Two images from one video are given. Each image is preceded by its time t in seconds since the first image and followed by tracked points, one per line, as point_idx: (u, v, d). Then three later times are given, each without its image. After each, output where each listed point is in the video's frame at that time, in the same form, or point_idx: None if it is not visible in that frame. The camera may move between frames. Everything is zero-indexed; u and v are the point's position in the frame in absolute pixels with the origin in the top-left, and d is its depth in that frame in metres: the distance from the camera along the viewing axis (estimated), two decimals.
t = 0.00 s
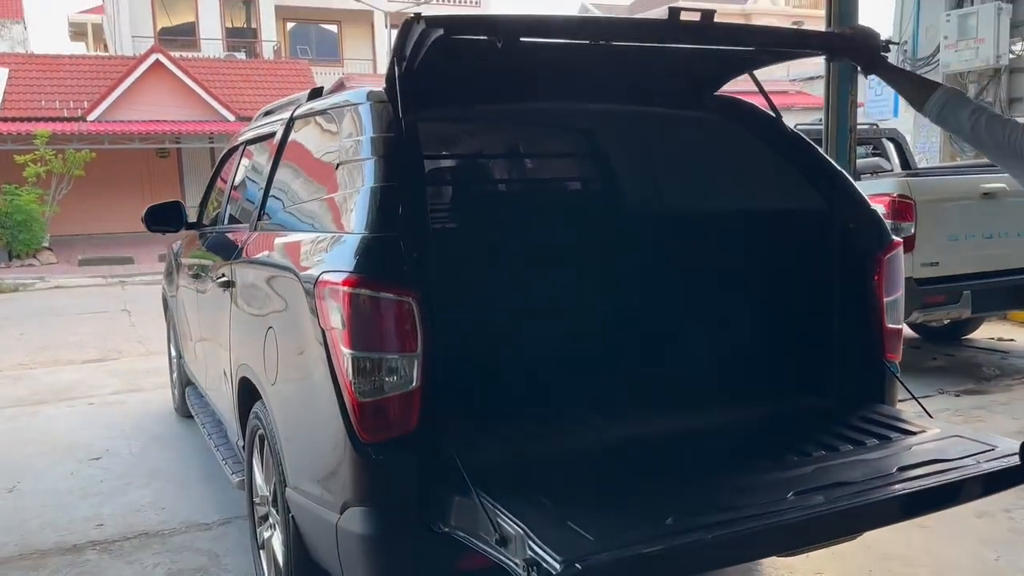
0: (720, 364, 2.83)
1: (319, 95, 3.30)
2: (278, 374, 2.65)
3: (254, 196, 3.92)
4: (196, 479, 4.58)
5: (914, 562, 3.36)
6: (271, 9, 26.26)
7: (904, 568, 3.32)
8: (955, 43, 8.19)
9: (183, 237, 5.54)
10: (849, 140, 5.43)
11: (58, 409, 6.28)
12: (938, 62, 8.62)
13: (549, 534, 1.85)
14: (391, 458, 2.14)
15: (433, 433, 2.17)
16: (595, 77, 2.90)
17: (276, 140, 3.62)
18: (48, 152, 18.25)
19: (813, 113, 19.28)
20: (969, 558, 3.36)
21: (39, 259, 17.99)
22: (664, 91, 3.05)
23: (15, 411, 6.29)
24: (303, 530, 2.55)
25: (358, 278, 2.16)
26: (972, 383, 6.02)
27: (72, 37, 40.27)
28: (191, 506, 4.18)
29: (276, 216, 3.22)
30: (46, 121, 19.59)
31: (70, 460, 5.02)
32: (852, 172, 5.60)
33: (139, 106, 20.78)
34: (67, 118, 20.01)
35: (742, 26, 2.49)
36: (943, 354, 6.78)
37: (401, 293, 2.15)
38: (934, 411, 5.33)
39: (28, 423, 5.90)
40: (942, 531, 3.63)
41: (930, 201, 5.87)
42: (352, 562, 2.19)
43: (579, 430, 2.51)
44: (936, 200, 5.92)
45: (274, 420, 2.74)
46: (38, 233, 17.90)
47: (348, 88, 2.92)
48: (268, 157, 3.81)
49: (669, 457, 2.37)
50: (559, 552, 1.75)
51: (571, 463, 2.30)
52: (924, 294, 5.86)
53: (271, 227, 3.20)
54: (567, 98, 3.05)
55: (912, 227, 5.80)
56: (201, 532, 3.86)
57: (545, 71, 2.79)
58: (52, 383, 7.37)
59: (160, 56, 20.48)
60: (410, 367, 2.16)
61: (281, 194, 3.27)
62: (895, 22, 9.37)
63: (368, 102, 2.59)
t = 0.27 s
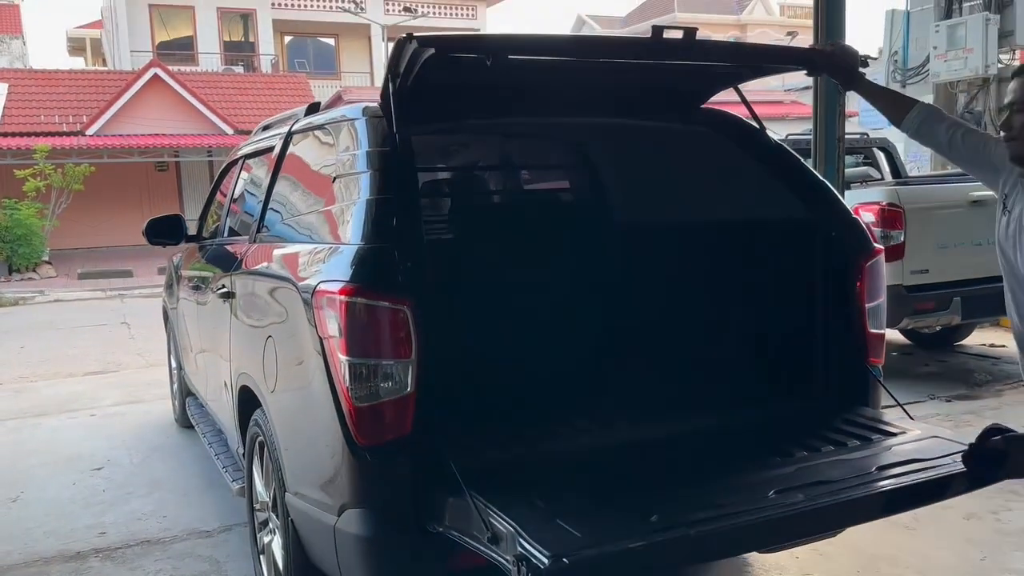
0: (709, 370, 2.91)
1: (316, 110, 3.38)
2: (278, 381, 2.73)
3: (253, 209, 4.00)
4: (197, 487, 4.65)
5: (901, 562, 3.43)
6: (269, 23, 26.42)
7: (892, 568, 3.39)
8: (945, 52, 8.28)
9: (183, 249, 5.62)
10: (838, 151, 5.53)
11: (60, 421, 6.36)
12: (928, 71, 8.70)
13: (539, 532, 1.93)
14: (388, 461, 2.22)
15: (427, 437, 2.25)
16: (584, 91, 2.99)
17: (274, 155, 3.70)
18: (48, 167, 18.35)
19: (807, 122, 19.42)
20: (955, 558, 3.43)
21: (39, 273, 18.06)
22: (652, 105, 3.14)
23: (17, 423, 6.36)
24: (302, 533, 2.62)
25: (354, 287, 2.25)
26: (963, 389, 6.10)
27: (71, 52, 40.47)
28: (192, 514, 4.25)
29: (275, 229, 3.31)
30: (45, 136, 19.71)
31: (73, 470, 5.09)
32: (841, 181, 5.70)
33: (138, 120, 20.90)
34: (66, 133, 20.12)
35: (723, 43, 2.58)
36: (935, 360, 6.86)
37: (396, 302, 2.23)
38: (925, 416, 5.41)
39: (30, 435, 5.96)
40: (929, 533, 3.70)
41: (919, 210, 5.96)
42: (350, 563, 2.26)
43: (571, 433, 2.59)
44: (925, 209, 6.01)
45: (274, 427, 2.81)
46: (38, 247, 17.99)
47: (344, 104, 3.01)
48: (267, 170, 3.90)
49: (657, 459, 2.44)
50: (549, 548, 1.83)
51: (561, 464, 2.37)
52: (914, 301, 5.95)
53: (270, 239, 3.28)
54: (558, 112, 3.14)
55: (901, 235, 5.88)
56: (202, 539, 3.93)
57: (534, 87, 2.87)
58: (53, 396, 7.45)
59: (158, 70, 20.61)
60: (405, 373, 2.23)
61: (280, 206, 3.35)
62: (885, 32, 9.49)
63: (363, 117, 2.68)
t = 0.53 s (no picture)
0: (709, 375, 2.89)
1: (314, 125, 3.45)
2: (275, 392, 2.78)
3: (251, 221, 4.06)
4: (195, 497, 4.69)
5: (891, 566, 3.48)
6: (265, 35, 26.53)
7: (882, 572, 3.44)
8: (934, 62, 8.38)
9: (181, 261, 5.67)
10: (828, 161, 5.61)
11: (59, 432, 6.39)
12: (918, 81, 8.78)
13: (533, 536, 1.98)
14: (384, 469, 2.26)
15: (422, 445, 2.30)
16: (576, 105, 3.06)
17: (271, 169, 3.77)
18: (45, 178, 18.39)
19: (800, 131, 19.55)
20: (944, 562, 3.49)
21: (35, 284, 18.06)
22: (643, 118, 3.21)
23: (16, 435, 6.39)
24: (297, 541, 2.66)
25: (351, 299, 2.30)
26: (955, 395, 6.16)
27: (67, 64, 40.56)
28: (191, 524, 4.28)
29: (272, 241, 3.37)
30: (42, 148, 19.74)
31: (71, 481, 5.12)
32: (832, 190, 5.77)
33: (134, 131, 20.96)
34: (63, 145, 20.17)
35: (710, 58, 2.64)
36: (927, 367, 6.92)
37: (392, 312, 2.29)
38: (917, 422, 5.46)
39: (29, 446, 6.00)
40: (919, 537, 3.75)
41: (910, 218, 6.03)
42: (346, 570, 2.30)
43: (564, 441, 2.64)
44: (915, 217, 6.09)
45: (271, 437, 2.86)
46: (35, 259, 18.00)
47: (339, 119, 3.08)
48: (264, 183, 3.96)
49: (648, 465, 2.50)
50: (541, 551, 1.88)
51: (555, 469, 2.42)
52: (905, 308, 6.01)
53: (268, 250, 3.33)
54: (550, 125, 3.21)
55: (891, 243, 5.97)
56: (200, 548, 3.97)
57: (526, 101, 2.94)
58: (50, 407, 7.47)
59: (155, 82, 20.68)
60: (401, 382, 2.30)
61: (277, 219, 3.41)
62: (875, 42, 9.60)
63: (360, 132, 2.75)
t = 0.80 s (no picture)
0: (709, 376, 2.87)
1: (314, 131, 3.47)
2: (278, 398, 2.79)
3: (251, 229, 4.07)
4: (196, 505, 4.70)
5: (891, 570, 3.50)
6: (259, 42, 26.55)
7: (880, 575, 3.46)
8: (928, 67, 8.42)
9: (179, 268, 5.68)
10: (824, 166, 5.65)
11: (57, 440, 6.39)
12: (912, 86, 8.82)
13: (536, 541, 2.00)
14: (389, 474, 2.28)
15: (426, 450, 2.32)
16: (575, 113, 3.08)
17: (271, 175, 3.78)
18: (40, 186, 18.38)
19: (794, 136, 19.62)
20: (942, 565, 3.51)
21: (30, 292, 18.04)
22: (641, 125, 3.23)
23: (14, 444, 6.39)
24: (301, 545, 2.68)
25: (354, 305, 2.32)
26: (950, 398, 6.19)
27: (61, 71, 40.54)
28: (192, 531, 4.29)
29: (273, 248, 3.38)
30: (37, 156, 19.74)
31: (71, 489, 5.13)
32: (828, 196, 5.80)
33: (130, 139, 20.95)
34: (58, 153, 20.16)
35: (707, 67, 2.67)
36: (923, 371, 6.96)
37: (394, 319, 2.30)
38: (913, 425, 5.50)
39: (27, 455, 6.00)
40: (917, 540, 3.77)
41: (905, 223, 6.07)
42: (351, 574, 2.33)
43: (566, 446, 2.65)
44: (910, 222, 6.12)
45: (275, 443, 2.87)
46: (30, 267, 17.99)
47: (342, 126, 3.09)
48: (264, 190, 3.97)
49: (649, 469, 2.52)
50: (546, 555, 1.91)
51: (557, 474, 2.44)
52: (901, 312, 6.05)
53: (269, 257, 3.35)
54: (550, 133, 3.23)
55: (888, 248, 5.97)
56: (201, 555, 3.97)
57: (526, 109, 2.96)
58: (48, 415, 7.47)
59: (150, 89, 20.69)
60: (405, 388, 2.31)
61: (278, 226, 3.43)
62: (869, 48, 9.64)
63: (361, 140, 2.77)
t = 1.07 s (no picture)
0: (725, 379, 2.88)
1: (326, 135, 3.49)
2: (295, 400, 2.81)
3: (261, 232, 4.09)
4: (204, 508, 4.71)
5: (899, 569, 3.53)
6: (257, 47, 26.58)
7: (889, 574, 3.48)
8: (927, 71, 8.49)
9: (185, 272, 5.70)
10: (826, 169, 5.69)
11: (61, 445, 6.39)
12: (911, 90, 8.87)
13: (558, 536, 2.02)
14: (409, 474, 2.30)
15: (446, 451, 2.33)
16: (587, 116, 3.11)
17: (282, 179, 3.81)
18: (38, 191, 18.36)
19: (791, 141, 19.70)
20: (950, 564, 3.54)
21: (29, 298, 18.00)
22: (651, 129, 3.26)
23: (18, 449, 6.39)
24: (319, 546, 2.70)
25: (374, 307, 2.34)
26: (952, 400, 6.23)
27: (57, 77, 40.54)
28: (201, 534, 4.30)
29: (286, 252, 3.40)
30: (35, 161, 19.73)
31: (77, 494, 5.14)
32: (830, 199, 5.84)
33: (127, 144, 20.95)
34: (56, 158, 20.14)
35: (720, 70, 2.70)
36: (924, 373, 7.00)
37: (415, 320, 2.32)
38: (917, 427, 5.53)
39: (32, 460, 6.00)
40: (925, 540, 3.80)
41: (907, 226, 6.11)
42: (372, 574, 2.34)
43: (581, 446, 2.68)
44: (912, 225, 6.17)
45: (291, 444, 2.89)
46: (29, 272, 17.97)
47: (356, 131, 3.12)
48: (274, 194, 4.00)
49: (665, 469, 2.54)
50: (568, 549, 1.93)
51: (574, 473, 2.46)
52: (903, 315, 6.09)
53: (281, 260, 3.37)
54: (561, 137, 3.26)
55: (889, 250, 6.01)
56: (212, 558, 3.99)
57: (539, 112, 2.98)
58: (51, 421, 7.47)
59: (148, 94, 20.70)
60: (424, 389, 2.33)
61: (290, 230, 3.45)
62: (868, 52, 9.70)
63: (377, 144, 2.79)
